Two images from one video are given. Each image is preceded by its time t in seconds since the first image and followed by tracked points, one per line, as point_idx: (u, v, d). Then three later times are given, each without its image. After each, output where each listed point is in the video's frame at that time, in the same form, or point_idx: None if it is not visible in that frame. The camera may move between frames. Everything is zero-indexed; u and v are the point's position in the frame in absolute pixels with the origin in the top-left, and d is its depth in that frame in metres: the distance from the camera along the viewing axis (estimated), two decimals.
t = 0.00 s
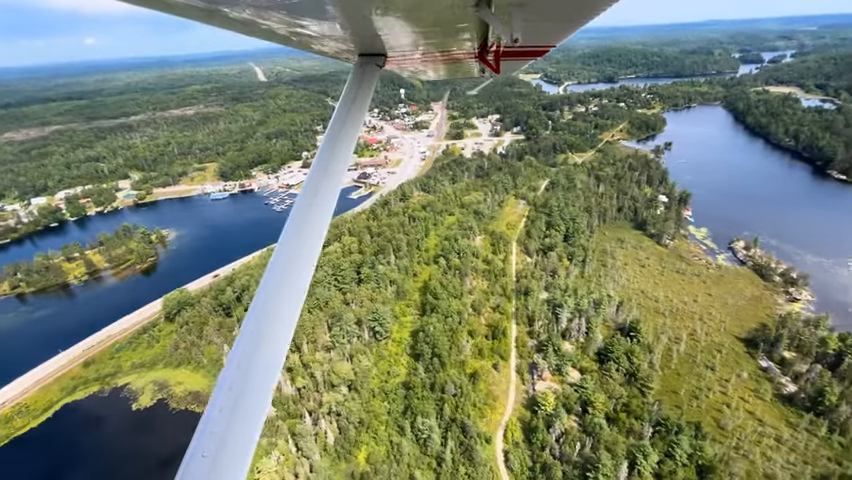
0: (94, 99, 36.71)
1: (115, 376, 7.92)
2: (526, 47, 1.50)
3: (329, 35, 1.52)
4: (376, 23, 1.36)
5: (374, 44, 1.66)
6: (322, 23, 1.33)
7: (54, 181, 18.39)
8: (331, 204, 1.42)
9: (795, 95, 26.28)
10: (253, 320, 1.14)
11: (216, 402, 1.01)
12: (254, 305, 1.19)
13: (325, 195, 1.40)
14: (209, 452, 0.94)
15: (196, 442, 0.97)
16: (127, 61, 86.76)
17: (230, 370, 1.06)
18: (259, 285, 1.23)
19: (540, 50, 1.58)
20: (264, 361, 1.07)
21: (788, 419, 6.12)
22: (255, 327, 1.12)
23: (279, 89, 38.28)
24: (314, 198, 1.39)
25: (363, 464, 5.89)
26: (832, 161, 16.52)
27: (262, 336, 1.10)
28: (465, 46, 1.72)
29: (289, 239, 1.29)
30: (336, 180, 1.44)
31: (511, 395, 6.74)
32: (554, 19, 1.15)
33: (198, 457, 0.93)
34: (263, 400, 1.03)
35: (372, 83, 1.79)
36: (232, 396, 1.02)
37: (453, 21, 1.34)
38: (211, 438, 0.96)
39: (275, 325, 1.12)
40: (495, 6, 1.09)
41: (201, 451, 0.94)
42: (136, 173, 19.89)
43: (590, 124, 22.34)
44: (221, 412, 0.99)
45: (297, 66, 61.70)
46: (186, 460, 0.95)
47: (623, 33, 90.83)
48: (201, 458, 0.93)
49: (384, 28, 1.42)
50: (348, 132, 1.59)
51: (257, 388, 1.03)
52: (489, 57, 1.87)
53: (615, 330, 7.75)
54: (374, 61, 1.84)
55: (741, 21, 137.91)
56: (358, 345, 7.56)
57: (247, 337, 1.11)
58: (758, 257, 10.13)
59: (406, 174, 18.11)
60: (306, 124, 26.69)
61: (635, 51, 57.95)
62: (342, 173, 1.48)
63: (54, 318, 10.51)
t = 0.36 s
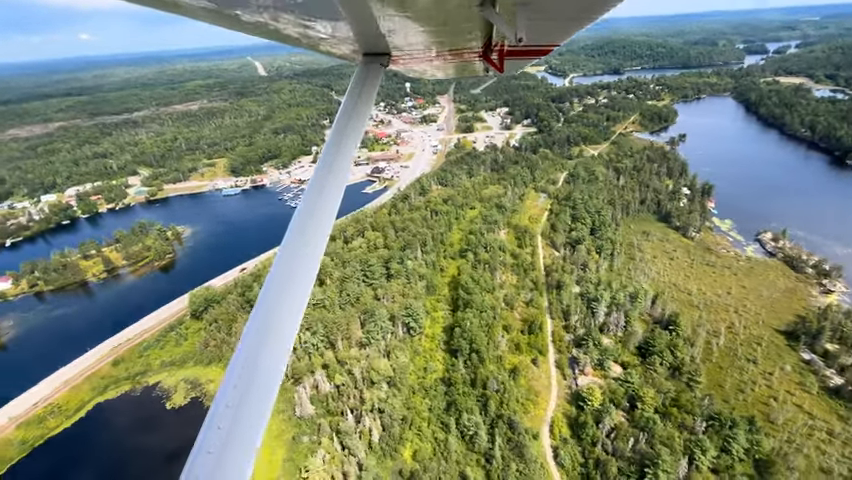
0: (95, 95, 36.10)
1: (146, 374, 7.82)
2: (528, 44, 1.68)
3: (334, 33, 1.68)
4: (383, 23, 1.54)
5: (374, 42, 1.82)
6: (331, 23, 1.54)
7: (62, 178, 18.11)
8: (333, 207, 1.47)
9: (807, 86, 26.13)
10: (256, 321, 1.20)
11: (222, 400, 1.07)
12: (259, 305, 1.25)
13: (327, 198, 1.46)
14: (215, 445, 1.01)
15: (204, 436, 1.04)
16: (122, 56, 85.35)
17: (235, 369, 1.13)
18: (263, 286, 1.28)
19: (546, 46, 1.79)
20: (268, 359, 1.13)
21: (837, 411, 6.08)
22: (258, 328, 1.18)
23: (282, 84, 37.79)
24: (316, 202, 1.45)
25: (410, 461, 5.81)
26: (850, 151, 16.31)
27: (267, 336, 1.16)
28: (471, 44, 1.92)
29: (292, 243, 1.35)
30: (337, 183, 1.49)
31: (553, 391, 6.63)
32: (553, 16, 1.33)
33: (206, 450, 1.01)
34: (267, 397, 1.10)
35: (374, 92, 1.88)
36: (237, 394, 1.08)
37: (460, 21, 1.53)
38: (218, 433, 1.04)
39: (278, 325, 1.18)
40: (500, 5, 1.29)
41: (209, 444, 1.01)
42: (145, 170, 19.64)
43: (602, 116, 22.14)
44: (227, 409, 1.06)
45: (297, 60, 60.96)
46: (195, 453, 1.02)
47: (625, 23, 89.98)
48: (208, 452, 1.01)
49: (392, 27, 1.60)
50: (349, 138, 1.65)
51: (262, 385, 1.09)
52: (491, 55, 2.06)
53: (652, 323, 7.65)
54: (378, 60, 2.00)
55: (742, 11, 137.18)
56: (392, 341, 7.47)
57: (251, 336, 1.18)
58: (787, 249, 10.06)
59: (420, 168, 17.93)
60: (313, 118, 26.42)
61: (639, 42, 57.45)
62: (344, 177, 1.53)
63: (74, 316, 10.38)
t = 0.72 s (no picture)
0: (92, 90, 35.33)
1: (172, 374, 7.64)
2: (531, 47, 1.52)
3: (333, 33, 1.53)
4: (379, 30, 1.43)
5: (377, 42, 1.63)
6: (340, 32, 1.49)
7: (66, 176, 17.75)
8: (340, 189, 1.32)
9: (812, 78, 26.16)
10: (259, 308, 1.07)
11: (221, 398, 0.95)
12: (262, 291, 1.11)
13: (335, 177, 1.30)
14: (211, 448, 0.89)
15: (197, 439, 0.91)
16: (113, 51, 83.57)
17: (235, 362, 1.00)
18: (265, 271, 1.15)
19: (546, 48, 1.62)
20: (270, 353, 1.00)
21: None
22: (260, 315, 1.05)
23: (283, 78, 37.33)
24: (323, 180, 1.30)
25: (454, 460, 5.72)
26: None
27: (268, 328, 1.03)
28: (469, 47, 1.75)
29: (297, 230, 1.20)
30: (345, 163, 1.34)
31: (593, 386, 6.55)
32: (558, 19, 1.18)
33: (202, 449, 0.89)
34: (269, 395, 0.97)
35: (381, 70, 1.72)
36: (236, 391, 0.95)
37: (460, 24, 1.38)
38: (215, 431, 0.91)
39: (282, 320, 1.05)
40: (501, 8, 1.14)
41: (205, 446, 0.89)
42: (150, 166, 19.31)
43: (610, 109, 22.03)
44: (226, 408, 0.94)
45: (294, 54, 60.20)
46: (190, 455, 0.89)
47: (623, 15, 89.55)
48: (205, 453, 0.88)
49: (389, 30, 1.43)
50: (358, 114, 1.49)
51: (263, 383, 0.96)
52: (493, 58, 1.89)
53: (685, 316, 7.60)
54: (380, 61, 1.78)
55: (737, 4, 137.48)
56: (424, 338, 7.36)
57: (250, 327, 1.04)
58: (811, 241, 10.03)
59: (430, 162, 17.78)
60: (317, 113, 26.10)
61: (639, 35, 57.31)
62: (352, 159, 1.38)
63: (89, 314, 10.18)
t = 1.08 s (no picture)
0: (81, 86, 34.44)
1: (192, 376, 7.44)
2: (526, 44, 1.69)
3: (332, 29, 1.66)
4: (378, 25, 1.59)
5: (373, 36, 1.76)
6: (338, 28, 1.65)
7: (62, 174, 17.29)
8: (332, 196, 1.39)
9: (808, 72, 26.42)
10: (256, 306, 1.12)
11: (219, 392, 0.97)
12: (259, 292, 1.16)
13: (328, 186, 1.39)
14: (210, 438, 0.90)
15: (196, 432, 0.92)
16: (99, 46, 81.69)
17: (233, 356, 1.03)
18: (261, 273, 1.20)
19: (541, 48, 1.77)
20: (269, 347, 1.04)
21: None
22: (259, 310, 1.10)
23: (278, 74, 36.75)
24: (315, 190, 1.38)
25: (492, 458, 5.65)
26: None
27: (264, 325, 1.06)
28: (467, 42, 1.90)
29: (292, 231, 1.27)
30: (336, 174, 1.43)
31: (624, 381, 6.52)
32: (550, 14, 1.33)
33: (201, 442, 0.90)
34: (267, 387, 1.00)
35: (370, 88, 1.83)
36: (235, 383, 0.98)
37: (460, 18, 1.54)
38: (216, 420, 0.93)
39: (280, 314, 1.09)
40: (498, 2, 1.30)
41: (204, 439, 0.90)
42: (149, 164, 18.88)
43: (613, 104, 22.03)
44: (224, 401, 0.95)
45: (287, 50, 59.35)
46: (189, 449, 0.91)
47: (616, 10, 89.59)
48: (203, 448, 0.89)
49: (392, 24, 1.58)
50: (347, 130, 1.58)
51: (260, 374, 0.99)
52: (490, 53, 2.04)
53: (710, 309, 7.61)
54: (375, 57, 1.98)
55: None
56: (450, 335, 7.28)
57: (248, 324, 1.07)
58: (825, 233, 10.09)
59: (436, 158, 17.64)
60: (317, 108, 25.73)
61: (633, 30, 57.41)
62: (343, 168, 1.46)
63: (97, 316, 9.90)
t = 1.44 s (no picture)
0: (63, 82, 33.14)
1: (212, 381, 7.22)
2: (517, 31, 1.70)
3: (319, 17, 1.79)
4: (365, 10, 1.70)
5: (363, 24, 1.89)
6: (331, 14, 1.76)
7: (53, 173, 16.68)
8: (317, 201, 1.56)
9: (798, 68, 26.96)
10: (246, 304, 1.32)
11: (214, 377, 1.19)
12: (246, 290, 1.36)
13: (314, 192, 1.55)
14: (207, 415, 1.13)
15: (190, 425, 1.14)
16: (77, 41, 79.11)
17: (224, 348, 1.25)
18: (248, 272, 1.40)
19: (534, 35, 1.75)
20: (258, 341, 1.26)
21: None
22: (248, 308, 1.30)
23: (269, 70, 36.01)
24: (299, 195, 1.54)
25: (532, 455, 5.59)
26: None
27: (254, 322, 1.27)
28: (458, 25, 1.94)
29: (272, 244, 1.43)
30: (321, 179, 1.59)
31: (656, 375, 6.52)
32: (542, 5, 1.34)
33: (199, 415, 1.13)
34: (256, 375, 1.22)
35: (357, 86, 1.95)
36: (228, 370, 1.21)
37: None
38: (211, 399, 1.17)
39: (260, 323, 1.27)
40: None
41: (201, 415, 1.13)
42: (143, 163, 18.34)
43: (611, 99, 22.15)
44: (211, 399, 1.16)
45: (275, 45, 58.18)
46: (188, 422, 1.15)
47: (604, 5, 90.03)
48: (194, 439, 1.11)
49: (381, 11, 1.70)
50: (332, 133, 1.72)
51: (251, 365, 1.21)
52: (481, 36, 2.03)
53: (733, 301, 7.66)
54: (364, 44, 2.09)
55: None
56: (478, 331, 7.18)
57: (237, 320, 1.29)
58: (833, 225, 10.28)
59: (439, 154, 17.51)
60: (313, 105, 25.31)
61: (622, 26, 57.81)
62: (322, 185, 1.58)
63: (104, 320, 9.51)
